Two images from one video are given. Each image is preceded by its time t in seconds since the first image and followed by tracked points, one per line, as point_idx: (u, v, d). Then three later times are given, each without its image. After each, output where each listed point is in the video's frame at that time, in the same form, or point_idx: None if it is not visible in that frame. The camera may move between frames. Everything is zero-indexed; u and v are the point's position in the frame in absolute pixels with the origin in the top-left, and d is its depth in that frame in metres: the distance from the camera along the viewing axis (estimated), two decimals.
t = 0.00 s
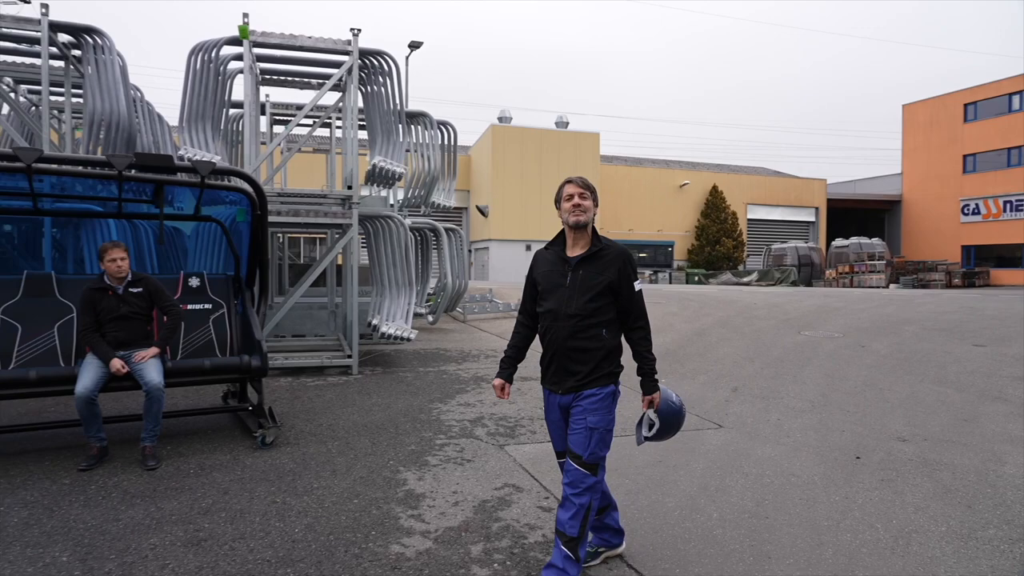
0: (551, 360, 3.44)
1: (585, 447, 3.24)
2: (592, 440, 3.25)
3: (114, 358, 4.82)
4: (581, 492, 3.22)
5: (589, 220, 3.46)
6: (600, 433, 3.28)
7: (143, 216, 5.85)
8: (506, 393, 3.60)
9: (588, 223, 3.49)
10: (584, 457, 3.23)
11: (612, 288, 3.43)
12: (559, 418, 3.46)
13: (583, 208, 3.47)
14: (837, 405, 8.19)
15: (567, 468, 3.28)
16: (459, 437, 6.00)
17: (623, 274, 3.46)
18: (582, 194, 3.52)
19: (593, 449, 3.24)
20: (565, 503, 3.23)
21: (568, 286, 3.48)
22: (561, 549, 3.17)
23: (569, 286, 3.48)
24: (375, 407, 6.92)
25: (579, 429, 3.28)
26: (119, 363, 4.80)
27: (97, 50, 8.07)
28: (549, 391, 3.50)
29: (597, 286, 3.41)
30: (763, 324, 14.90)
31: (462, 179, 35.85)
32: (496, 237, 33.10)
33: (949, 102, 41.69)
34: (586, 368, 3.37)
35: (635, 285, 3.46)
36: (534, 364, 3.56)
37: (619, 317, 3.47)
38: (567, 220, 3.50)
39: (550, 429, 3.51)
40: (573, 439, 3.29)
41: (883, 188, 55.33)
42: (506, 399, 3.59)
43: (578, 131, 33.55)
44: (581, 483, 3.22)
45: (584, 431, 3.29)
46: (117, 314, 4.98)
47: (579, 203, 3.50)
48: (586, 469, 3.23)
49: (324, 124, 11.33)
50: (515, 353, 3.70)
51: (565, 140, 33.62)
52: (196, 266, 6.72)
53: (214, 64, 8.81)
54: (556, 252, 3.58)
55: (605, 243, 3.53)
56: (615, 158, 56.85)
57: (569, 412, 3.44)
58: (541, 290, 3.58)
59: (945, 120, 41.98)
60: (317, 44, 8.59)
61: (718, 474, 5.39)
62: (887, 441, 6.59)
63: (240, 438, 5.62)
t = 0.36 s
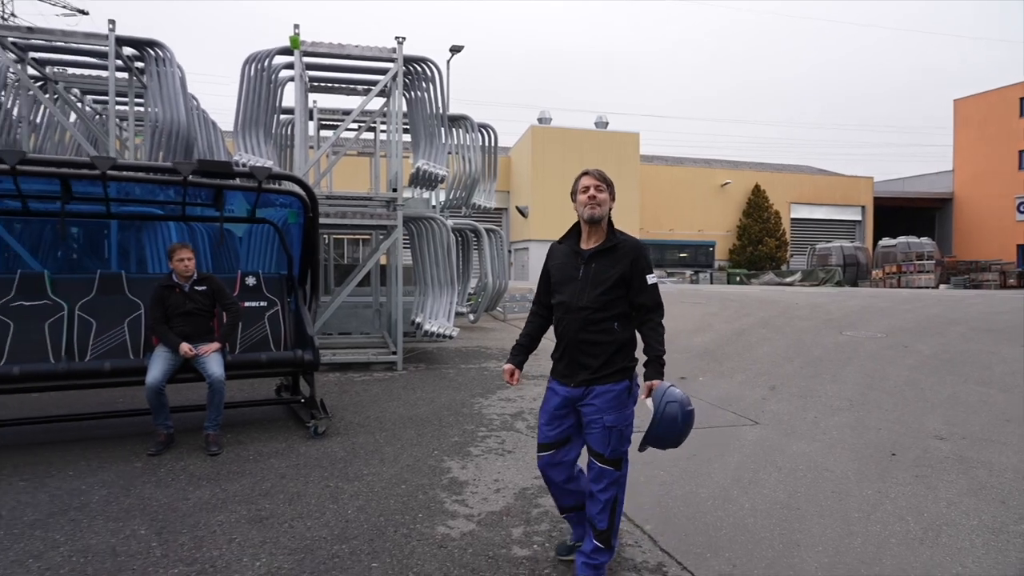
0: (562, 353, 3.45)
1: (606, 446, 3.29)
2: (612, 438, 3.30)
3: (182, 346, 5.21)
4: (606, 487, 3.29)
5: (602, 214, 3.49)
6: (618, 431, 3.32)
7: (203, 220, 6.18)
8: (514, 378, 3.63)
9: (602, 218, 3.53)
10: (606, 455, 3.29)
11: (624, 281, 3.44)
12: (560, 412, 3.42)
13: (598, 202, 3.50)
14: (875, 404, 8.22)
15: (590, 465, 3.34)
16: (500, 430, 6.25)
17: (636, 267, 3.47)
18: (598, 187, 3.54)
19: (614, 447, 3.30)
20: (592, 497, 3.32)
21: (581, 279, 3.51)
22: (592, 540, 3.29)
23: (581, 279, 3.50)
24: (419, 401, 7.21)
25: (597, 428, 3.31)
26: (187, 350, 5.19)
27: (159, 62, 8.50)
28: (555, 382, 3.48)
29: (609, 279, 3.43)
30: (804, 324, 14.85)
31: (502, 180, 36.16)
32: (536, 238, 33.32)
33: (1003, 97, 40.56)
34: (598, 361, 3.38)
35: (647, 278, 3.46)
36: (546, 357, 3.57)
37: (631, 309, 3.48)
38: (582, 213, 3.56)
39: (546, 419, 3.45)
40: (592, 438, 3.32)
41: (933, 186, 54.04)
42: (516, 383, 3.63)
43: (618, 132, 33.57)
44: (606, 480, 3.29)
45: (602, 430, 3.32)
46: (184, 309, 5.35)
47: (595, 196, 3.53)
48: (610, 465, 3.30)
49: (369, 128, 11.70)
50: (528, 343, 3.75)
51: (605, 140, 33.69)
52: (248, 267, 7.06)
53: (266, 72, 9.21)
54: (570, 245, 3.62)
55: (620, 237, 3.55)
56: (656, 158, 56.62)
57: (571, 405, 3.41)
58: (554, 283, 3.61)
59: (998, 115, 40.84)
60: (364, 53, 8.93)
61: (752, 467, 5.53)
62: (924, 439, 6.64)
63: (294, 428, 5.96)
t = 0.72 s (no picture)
0: (586, 356, 3.41)
1: (636, 446, 3.35)
2: (641, 440, 3.36)
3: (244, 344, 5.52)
4: (636, 486, 3.35)
5: (621, 220, 3.45)
6: (645, 433, 3.38)
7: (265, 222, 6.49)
8: (540, 384, 3.58)
9: (621, 223, 3.48)
10: (636, 455, 3.35)
11: (647, 283, 3.42)
12: (582, 413, 3.39)
13: (618, 208, 3.46)
14: (922, 405, 8.18)
15: (620, 465, 3.39)
16: (545, 425, 6.45)
17: (658, 269, 3.44)
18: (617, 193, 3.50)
19: (643, 448, 3.36)
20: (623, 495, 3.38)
21: (603, 282, 3.47)
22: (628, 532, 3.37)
23: (604, 282, 3.46)
24: (466, 397, 7.46)
25: (627, 430, 3.36)
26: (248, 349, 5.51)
27: (220, 72, 8.98)
28: (578, 383, 3.44)
29: (633, 281, 3.40)
30: (851, 324, 14.69)
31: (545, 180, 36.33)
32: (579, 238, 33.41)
33: None
34: (623, 363, 3.36)
35: (670, 280, 3.43)
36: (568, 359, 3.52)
37: (654, 311, 3.45)
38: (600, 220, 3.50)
39: (565, 417, 3.40)
40: (622, 438, 3.37)
41: (990, 183, 52.39)
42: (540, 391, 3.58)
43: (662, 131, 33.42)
44: (635, 480, 3.35)
45: (631, 432, 3.37)
46: (247, 308, 5.68)
47: (613, 203, 3.49)
48: (639, 466, 3.35)
49: (417, 132, 12.01)
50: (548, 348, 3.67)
51: (648, 140, 33.55)
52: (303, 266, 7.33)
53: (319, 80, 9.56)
54: (589, 249, 3.56)
55: (640, 240, 3.52)
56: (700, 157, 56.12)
57: (593, 405, 3.39)
58: (575, 286, 3.55)
59: None
60: (413, 59, 9.22)
61: (794, 465, 5.63)
62: (970, 440, 6.62)
63: (348, 422, 6.25)
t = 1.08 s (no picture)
0: (584, 354, 3.36)
1: (644, 443, 3.30)
2: (648, 436, 3.30)
3: (300, 342, 5.81)
4: (649, 481, 3.35)
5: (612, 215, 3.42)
6: (651, 428, 3.32)
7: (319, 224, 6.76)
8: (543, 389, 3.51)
9: (611, 219, 3.45)
10: (644, 453, 3.31)
11: (642, 277, 3.38)
12: (586, 413, 3.34)
13: (607, 203, 3.44)
14: (970, 406, 8.10)
15: (629, 463, 3.37)
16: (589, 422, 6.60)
17: (652, 263, 3.41)
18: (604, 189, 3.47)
19: (650, 443, 3.31)
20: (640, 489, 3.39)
21: (598, 279, 3.43)
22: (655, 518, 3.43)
23: (598, 279, 3.43)
24: (511, 393, 7.65)
25: (632, 427, 3.30)
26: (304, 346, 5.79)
27: (275, 80, 9.35)
28: (577, 382, 3.38)
29: (627, 275, 3.36)
30: (900, 325, 14.49)
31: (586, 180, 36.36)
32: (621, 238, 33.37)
33: None
34: (622, 358, 3.31)
35: (665, 273, 3.39)
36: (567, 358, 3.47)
37: (650, 306, 3.42)
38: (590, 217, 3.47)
39: (568, 419, 3.35)
40: (628, 436, 3.32)
41: None
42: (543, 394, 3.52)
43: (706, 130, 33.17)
44: (648, 476, 3.34)
45: (637, 429, 3.31)
46: (304, 306, 5.96)
47: (602, 199, 3.47)
48: (648, 463, 3.32)
49: (461, 134, 12.25)
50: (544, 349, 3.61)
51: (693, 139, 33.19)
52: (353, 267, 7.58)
53: (369, 85, 9.85)
54: (582, 248, 3.53)
55: (632, 236, 3.49)
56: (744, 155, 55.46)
57: (595, 404, 3.34)
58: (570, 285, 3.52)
59: None
60: (459, 64, 9.45)
61: (836, 463, 5.68)
62: (1019, 441, 6.56)
63: (398, 415, 6.50)
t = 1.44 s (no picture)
0: (584, 350, 3.33)
1: (634, 439, 3.20)
2: (639, 431, 3.21)
3: (348, 339, 6.02)
4: (635, 484, 3.20)
5: (609, 216, 3.36)
6: (643, 424, 3.23)
7: (365, 223, 6.96)
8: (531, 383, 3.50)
9: (608, 218, 3.39)
10: (633, 448, 3.19)
11: (640, 274, 3.35)
12: (587, 410, 3.34)
13: (604, 203, 3.37)
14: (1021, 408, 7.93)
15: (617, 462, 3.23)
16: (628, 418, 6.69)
17: (651, 261, 3.37)
18: (601, 188, 3.38)
19: (641, 440, 3.21)
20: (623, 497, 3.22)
21: (596, 276, 3.39)
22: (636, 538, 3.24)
23: (596, 276, 3.39)
24: (551, 390, 7.77)
25: (623, 419, 3.23)
26: (351, 344, 6.00)
27: (322, 85, 9.64)
28: (577, 382, 3.37)
29: (626, 272, 3.33)
30: (951, 325, 14.17)
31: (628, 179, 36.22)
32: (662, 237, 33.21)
33: None
34: (621, 355, 3.28)
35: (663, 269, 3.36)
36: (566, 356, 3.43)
37: (648, 302, 3.38)
38: (587, 217, 3.40)
39: (576, 420, 3.38)
40: (618, 430, 3.23)
41: None
42: (532, 389, 3.51)
43: (750, 127, 32.74)
44: (633, 475, 3.19)
45: (629, 422, 3.23)
46: (351, 304, 6.17)
47: (598, 198, 3.39)
48: (637, 461, 3.20)
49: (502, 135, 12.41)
50: (541, 347, 3.57)
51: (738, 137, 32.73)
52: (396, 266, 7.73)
53: (413, 89, 10.08)
54: (579, 246, 3.48)
55: (630, 233, 3.45)
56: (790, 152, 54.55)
57: (597, 401, 3.32)
58: (567, 283, 3.48)
59: None
60: (500, 67, 9.60)
61: (877, 461, 5.66)
62: None
63: (441, 410, 6.68)
